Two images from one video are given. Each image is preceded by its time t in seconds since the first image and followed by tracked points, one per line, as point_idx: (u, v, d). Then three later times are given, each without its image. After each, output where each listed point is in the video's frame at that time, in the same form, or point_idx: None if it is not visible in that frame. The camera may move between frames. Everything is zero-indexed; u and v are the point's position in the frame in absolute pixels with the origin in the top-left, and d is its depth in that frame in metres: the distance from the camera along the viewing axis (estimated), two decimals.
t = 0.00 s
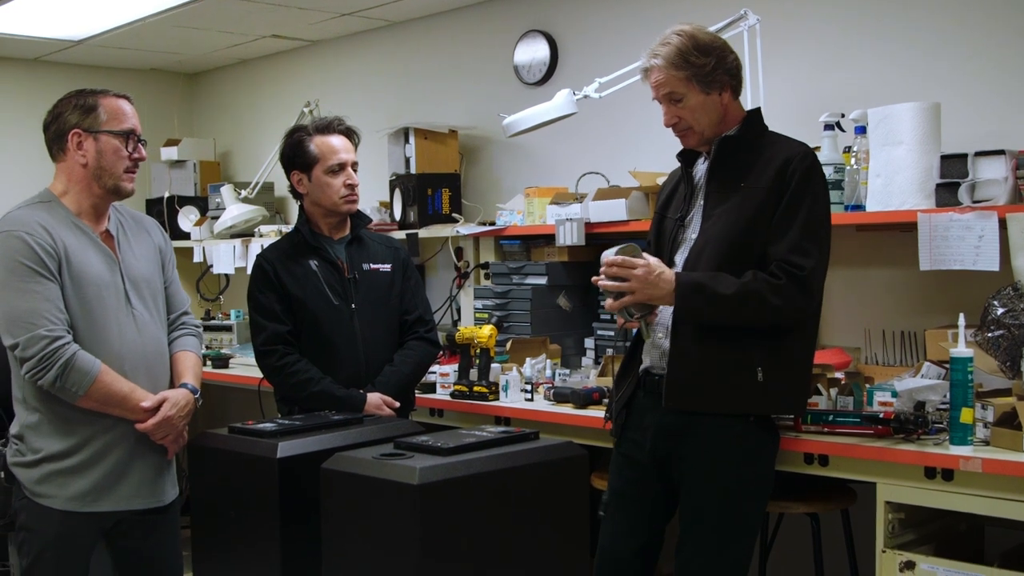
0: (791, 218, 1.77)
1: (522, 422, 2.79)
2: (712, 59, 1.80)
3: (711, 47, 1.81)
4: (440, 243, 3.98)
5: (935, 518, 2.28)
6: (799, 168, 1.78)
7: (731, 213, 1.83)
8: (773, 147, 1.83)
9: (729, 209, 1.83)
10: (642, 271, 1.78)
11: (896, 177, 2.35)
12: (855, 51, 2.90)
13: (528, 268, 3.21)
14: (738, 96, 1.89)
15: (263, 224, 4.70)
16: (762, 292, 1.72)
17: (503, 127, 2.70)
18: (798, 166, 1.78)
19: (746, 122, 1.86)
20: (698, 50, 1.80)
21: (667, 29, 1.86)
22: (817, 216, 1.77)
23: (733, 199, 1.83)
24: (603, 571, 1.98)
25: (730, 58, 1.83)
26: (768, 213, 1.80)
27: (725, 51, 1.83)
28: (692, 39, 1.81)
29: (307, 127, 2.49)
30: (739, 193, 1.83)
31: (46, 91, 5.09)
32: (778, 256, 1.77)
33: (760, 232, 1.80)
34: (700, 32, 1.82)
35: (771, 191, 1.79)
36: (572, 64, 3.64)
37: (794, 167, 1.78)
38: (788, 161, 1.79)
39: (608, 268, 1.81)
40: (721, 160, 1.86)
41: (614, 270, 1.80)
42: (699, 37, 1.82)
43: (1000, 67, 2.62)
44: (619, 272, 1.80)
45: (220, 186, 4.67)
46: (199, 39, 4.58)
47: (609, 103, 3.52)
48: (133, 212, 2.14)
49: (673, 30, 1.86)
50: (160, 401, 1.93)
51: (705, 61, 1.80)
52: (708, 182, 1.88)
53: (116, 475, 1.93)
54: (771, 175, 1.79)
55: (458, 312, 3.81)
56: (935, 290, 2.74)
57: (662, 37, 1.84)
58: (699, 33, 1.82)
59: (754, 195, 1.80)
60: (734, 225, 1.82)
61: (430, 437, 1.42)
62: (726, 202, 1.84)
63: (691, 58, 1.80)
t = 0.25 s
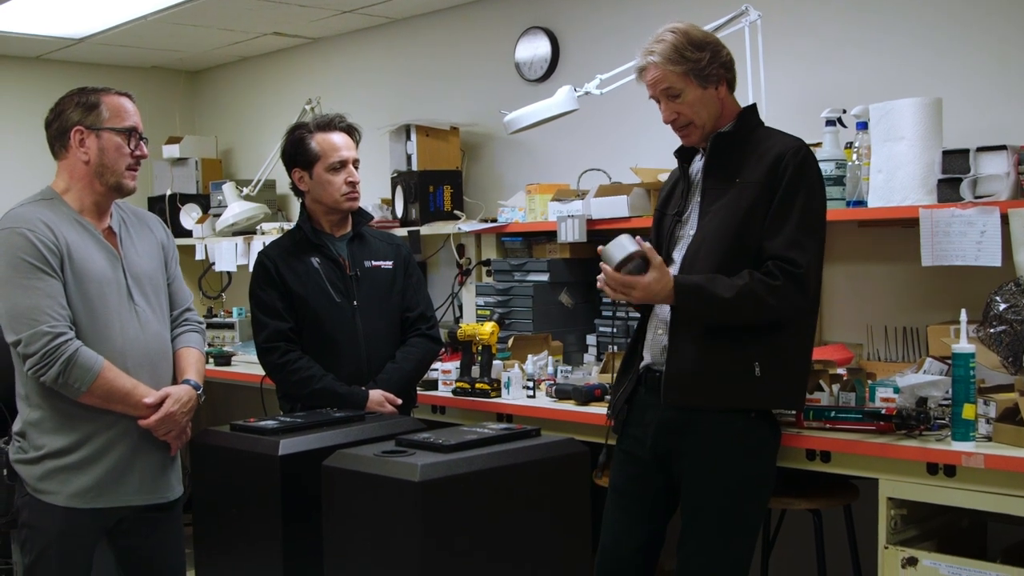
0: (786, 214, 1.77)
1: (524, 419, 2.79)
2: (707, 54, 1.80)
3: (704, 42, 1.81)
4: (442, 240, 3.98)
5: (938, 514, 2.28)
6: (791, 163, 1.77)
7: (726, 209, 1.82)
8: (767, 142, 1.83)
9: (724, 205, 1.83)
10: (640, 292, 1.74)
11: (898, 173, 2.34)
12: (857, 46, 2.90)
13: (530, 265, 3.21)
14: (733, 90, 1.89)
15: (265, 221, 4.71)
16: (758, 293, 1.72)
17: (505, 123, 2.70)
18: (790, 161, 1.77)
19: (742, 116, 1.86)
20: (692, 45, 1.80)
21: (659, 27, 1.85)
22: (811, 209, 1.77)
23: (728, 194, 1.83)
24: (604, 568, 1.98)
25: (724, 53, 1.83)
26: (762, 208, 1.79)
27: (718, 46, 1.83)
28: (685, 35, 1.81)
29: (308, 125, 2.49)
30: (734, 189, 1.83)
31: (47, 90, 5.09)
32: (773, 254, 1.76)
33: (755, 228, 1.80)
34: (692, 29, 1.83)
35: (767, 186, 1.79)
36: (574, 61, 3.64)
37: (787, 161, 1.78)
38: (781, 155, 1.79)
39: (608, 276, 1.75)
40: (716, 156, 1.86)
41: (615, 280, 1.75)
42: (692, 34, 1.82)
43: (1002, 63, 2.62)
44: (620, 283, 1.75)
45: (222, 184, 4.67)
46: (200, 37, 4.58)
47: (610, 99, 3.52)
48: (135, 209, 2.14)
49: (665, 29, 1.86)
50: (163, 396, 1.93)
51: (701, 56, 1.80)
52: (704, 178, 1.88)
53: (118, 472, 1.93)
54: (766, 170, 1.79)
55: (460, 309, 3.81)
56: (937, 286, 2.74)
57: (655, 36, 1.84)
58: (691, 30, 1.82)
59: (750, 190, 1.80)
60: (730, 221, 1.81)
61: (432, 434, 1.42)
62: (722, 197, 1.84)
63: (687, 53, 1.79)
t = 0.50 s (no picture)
0: (782, 209, 1.77)
1: (523, 416, 2.79)
2: (702, 47, 1.81)
3: (698, 37, 1.82)
4: (440, 238, 3.98)
5: (936, 509, 2.28)
6: (784, 157, 1.77)
7: (720, 205, 1.82)
8: (759, 137, 1.83)
9: (718, 201, 1.83)
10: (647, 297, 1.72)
11: (895, 169, 2.34)
12: (854, 42, 2.89)
13: (528, 263, 3.21)
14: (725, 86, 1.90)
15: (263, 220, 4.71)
16: (761, 292, 1.73)
17: (503, 121, 2.69)
18: (783, 156, 1.77)
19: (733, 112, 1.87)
20: (688, 38, 1.81)
21: (655, 22, 1.86)
22: (803, 204, 1.77)
23: (722, 190, 1.83)
24: (602, 565, 1.98)
25: (716, 49, 1.85)
26: (756, 204, 1.79)
27: (712, 43, 1.84)
28: (681, 29, 1.82)
29: (305, 123, 2.49)
30: (728, 184, 1.83)
31: (45, 89, 5.09)
32: (772, 252, 1.76)
33: (750, 224, 1.80)
34: (687, 24, 1.84)
35: (761, 181, 1.79)
36: (571, 59, 3.64)
37: (780, 155, 1.78)
38: (774, 150, 1.79)
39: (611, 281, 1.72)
40: (709, 152, 1.87)
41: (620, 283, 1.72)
42: (687, 28, 1.83)
43: (999, 58, 2.61)
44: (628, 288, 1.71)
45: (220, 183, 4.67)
46: (198, 35, 4.58)
47: (608, 96, 3.52)
48: (133, 207, 2.14)
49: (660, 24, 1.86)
50: (162, 395, 1.93)
51: (696, 49, 1.81)
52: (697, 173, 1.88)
53: (116, 471, 1.93)
54: (759, 166, 1.79)
55: (458, 307, 3.81)
56: (934, 281, 2.74)
57: (649, 29, 1.85)
58: (684, 25, 1.84)
59: (743, 185, 1.80)
60: (725, 218, 1.81)
61: (430, 431, 1.42)
62: (715, 193, 1.84)
63: (682, 45, 1.80)
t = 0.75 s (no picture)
0: (777, 206, 1.77)
1: (520, 414, 2.79)
2: (692, 43, 1.81)
3: (695, 32, 1.81)
4: (437, 237, 3.98)
5: (932, 506, 2.29)
6: (777, 155, 1.77)
7: (713, 203, 1.82)
8: (750, 133, 1.83)
9: (710, 198, 1.83)
10: (644, 295, 1.72)
11: (891, 166, 2.35)
12: (849, 40, 2.89)
13: (525, 261, 3.21)
14: (720, 87, 1.88)
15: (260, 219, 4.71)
16: (757, 289, 1.73)
17: (498, 119, 2.69)
18: (775, 153, 1.77)
19: (721, 111, 1.86)
20: (679, 31, 1.81)
21: (663, 9, 1.87)
22: (795, 201, 1.77)
23: (714, 188, 1.83)
24: (598, 563, 1.98)
25: (714, 48, 1.83)
26: (749, 201, 1.79)
27: (710, 41, 1.83)
28: (680, 20, 1.82)
29: (301, 122, 2.49)
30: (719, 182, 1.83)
31: (40, 89, 5.08)
32: (768, 250, 1.76)
33: (742, 221, 1.80)
34: (691, 17, 1.83)
35: (754, 179, 1.79)
36: (567, 57, 3.63)
37: (772, 152, 1.78)
38: (766, 147, 1.79)
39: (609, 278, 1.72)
40: (699, 149, 1.87)
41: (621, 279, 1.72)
42: (688, 21, 1.83)
43: (993, 54, 2.62)
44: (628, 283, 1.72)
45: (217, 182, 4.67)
46: (194, 34, 4.58)
47: (604, 94, 3.52)
48: (128, 206, 2.14)
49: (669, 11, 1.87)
50: (157, 394, 1.93)
51: (683, 43, 1.81)
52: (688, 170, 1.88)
53: (113, 471, 1.93)
54: (751, 163, 1.79)
55: (455, 306, 3.81)
56: (930, 278, 2.74)
57: (652, 14, 1.87)
58: (689, 17, 1.83)
59: (735, 181, 1.80)
60: (717, 215, 1.81)
61: (425, 430, 1.42)
62: (707, 191, 1.84)
63: (669, 37, 1.81)
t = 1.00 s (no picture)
0: (771, 206, 1.77)
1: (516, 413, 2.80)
2: (691, 40, 1.81)
3: (695, 30, 1.81)
4: (434, 236, 3.98)
5: (928, 505, 2.29)
6: (770, 154, 1.77)
7: (708, 202, 1.82)
8: (746, 133, 1.83)
9: (705, 198, 1.83)
10: (635, 290, 1.71)
11: (886, 165, 2.35)
12: (845, 39, 2.90)
13: (521, 260, 3.21)
14: (717, 86, 1.87)
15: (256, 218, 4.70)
16: (749, 290, 1.73)
17: (494, 118, 2.69)
18: (769, 152, 1.77)
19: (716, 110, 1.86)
20: (680, 28, 1.81)
21: (664, 6, 1.87)
22: (789, 200, 1.77)
23: (709, 187, 1.83)
24: (593, 562, 1.98)
25: (713, 47, 1.83)
26: (743, 200, 1.79)
27: (710, 40, 1.82)
28: (681, 17, 1.82)
29: (298, 121, 2.49)
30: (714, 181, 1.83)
31: (36, 88, 5.07)
32: (761, 250, 1.76)
33: (737, 220, 1.80)
34: (693, 15, 1.83)
35: (749, 178, 1.79)
36: (563, 56, 3.63)
37: (766, 152, 1.78)
38: (760, 147, 1.79)
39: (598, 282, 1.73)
40: (695, 148, 1.87)
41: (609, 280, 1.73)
42: (690, 19, 1.82)
43: (989, 53, 2.62)
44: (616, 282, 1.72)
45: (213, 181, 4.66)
46: (190, 33, 4.57)
47: (601, 93, 3.52)
48: (124, 205, 2.14)
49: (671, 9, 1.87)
50: (154, 394, 1.93)
51: (683, 39, 1.81)
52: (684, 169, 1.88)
53: (109, 471, 1.93)
54: (745, 162, 1.79)
55: (451, 304, 3.81)
56: (926, 277, 2.75)
57: (655, 10, 1.87)
58: (690, 16, 1.83)
59: (730, 180, 1.80)
60: (712, 215, 1.81)
61: (422, 429, 1.42)
62: (703, 191, 1.84)
63: (669, 33, 1.81)
